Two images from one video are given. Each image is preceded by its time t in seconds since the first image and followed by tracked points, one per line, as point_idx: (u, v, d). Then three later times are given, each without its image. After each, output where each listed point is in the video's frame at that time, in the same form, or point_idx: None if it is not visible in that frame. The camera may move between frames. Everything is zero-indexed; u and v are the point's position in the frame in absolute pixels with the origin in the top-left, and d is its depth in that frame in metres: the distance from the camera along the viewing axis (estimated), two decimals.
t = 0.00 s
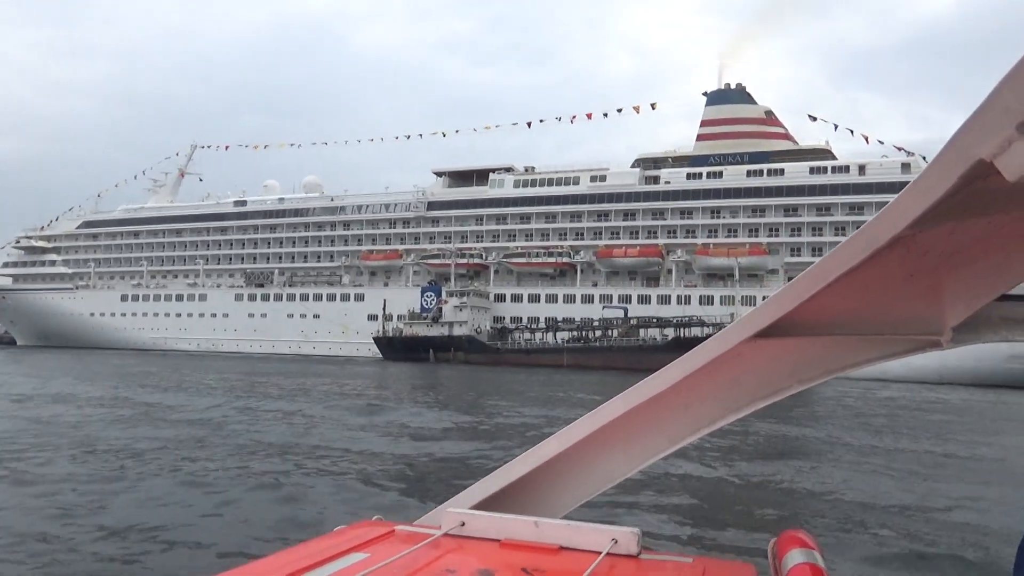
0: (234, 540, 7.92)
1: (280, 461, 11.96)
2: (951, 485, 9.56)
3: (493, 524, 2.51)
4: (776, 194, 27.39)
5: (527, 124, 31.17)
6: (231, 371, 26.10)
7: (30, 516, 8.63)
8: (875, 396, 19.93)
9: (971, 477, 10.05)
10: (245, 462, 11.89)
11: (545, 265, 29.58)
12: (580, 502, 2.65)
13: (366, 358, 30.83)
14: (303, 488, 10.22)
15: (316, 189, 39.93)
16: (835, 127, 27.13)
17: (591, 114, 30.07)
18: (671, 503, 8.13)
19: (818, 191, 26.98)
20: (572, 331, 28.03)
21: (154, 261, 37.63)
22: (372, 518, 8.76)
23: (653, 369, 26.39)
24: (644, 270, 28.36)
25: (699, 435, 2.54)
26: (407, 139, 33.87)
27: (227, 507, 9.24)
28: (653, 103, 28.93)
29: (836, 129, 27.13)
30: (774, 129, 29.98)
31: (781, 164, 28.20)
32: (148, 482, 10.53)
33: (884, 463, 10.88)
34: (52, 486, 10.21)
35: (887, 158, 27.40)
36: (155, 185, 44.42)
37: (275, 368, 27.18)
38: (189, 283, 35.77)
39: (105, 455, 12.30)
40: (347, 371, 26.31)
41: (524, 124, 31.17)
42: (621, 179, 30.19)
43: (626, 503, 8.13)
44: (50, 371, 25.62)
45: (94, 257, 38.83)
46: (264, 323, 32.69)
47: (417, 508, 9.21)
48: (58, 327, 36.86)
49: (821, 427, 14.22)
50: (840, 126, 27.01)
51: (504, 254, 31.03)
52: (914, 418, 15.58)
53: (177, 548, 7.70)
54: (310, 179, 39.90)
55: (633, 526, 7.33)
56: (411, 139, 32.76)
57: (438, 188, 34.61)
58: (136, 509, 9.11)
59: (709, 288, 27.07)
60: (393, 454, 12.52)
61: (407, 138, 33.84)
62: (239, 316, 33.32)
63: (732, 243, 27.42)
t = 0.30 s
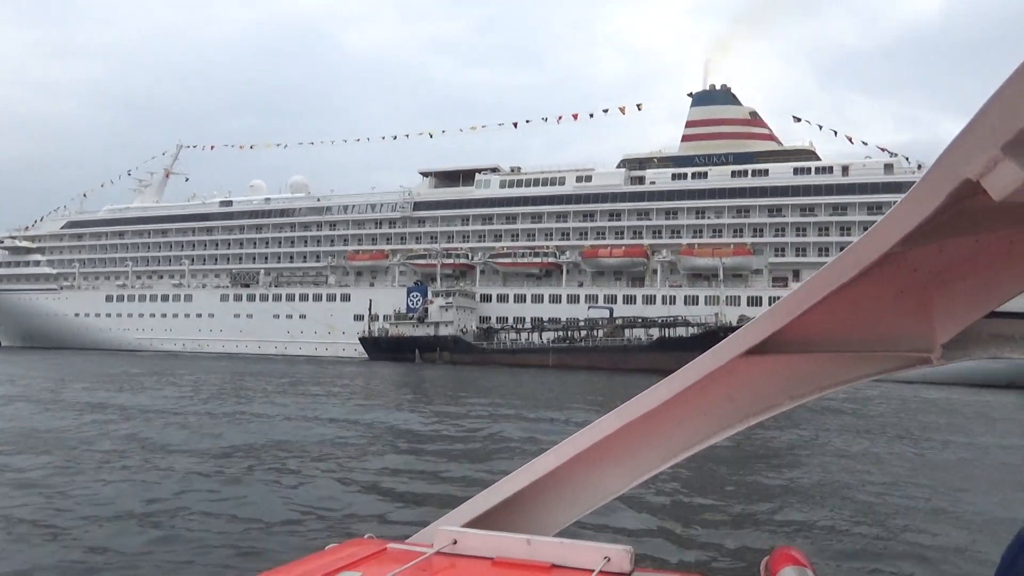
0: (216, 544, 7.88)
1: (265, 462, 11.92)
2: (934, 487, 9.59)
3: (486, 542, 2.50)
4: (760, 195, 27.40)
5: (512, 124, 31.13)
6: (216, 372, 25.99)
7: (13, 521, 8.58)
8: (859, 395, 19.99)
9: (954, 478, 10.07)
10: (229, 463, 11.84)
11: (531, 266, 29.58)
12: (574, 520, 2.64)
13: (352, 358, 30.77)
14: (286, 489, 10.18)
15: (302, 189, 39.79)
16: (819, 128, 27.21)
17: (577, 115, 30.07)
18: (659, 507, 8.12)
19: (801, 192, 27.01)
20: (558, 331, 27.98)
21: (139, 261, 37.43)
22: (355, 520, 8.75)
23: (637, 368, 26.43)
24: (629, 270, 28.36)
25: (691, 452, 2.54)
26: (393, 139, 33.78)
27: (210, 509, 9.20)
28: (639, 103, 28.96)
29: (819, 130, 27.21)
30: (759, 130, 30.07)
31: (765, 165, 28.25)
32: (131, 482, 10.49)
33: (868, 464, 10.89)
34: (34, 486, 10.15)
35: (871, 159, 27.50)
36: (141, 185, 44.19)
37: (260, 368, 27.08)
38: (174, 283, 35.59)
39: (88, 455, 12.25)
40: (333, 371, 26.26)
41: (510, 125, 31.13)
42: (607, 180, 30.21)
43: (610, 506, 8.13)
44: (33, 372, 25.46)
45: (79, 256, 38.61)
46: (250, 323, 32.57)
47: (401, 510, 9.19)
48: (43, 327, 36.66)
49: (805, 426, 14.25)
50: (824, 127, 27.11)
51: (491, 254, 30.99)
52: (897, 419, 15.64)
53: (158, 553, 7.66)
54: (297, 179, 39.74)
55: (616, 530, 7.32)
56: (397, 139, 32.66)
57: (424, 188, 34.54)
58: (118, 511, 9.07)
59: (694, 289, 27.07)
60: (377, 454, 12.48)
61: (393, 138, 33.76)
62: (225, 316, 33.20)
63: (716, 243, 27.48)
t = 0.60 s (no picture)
0: (202, 548, 7.82)
1: (253, 463, 11.86)
2: (920, 494, 9.59)
3: (480, 559, 2.49)
4: (748, 196, 27.40)
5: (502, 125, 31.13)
6: (203, 372, 25.89)
7: None
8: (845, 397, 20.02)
9: (939, 484, 10.09)
10: (217, 464, 11.78)
11: (519, 266, 29.65)
12: (569, 535, 2.64)
13: (340, 359, 30.70)
14: (273, 491, 10.12)
15: (292, 190, 39.69)
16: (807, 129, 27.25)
17: (566, 116, 30.04)
18: (645, 523, 8.10)
19: (789, 193, 26.96)
20: (546, 333, 27.98)
21: (127, 262, 37.27)
22: (342, 523, 8.70)
23: (624, 369, 26.21)
24: (617, 271, 28.39)
25: (685, 467, 2.54)
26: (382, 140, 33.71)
27: (197, 511, 9.13)
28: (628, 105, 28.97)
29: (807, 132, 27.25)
30: (747, 131, 30.15)
31: (753, 167, 28.28)
32: (117, 484, 10.41)
33: (855, 471, 10.90)
34: (20, 488, 10.07)
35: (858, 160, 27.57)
36: (130, 185, 44.00)
37: (248, 370, 26.99)
38: (162, 284, 35.46)
39: (74, 457, 12.18)
40: (321, 372, 26.19)
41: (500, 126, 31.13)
42: (596, 181, 30.26)
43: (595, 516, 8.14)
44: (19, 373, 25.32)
45: (67, 257, 38.46)
46: (238, 324, 32.48)
47: (388, 512, 9.14)
48: (30, 328, 36.49)
49: (792, 429, 14.27)
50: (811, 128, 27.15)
51: (479, 255, 30.96)
52: (884, 422, 15.69)
53: (144, 556, 7.59)
54: (286, 179, 39.61)
55: (605, 547, 7.28)
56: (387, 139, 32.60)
57: (414, 189, 34.50)
58: (103, 514, 9.03)
59: (682, 290, 27.06)
60: (365, 456, 12.43)
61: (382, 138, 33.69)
62: (214, 317, 33.08)
63: (704, 244, 27.57)
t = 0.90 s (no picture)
0: (180, 553, 7.71)
1: (236, 466, 11.77)
2: (902, 502, 9.56)
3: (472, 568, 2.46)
4: (734, 199, 27.42)
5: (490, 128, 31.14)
6: (188, 374, 25.74)
7: None
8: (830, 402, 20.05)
9: (922, 491, 10.06)
10: (199, 467, 11.68)
11: (506, 268, 29.52)
12: (562, 545, 2.63)
13: (326, 361, 30.60)
14: (255, 495, 10.02)
15: (279, 191, 39.51)
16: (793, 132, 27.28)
17: (554, 119, 30.01)
18: (628, 532, 8.04)
19: (775, 196, 26.96)
20: (533, 335, 27.98)
21: (113, 262, 37.06)
22: (323, 527, 8.61)
23: (611, 371, 26.11)
24: (604, 273, 28.38)
25: (679, 477, 2.54)
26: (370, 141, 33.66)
27: (181, 514, 9.06)
28: (616, 108, 29.01)
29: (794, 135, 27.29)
30: (734, 134, 30.24)
31: (739, 169, 28.28)
32: (97, 486, 10.31)
33: (838, 478, 10.87)
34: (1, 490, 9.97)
35: (843, 164, 27.63)
36: (116, 185, 43.76)
37: (233, 371, 26.86)
38: (148, 285, 35.27)
39: (55, 458, 12.07)
40: (307, 374, 26.08)
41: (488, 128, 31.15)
42: (583, 183, 30.38)
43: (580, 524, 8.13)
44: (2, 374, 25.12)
45: (53, 257, 38.27)
46: (225, 325, 32.36)
47: (369, 516, 9.06)
48: (14, 329, 36.23)
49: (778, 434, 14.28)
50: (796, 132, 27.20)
51: (466, 257, 30.90)
52: (869, 427, 15.72)
53: (120, 560, 7.49)
54: (274, 180, 39.45)
55: (591, 555, 7.27)
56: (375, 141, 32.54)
57: (401, 190, 34.45)
58: (85, 515, 8.94)
59: (668, 292, 27.03)
60: (347, 459, 12.34)
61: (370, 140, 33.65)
62: (200, 318, 32.93)
63: (690, 247, 27.64)
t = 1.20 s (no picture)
0: (155, 556, 7.66)
1: (217, 469, 11.71)
2: (882, 506, 9.58)
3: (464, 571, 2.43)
4: (719, 203, 27.54)
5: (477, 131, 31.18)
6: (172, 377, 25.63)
7: None
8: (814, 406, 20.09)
9: (901, 496, 10.08)
10: (180, 470, 11.62)
11: (492, 271, 29.48)
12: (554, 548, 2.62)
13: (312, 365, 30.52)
14: (234, 498, 9.97)
15: (266, 195, 39.44)
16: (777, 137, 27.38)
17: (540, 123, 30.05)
18: (607, 535, 8.02)
19: (760, 201, 26.99)
20: (518, 338, 27.90)
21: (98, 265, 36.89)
22: (302, 530, 8.57)
23: (597, 374, 26.27)
24: (590, 277, 28.36)
25: (672, 479, 2.54)
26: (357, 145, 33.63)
27: (161, 518, 9.00)
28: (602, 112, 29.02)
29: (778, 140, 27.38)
30: (719, 139, 30.35)
31: (724, 174, 28.43)
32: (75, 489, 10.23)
33: (820, 482, 10.88)
34: None
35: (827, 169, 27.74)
36: (102, 188, 43.59)
37: (217, 374, 26.74)
38: (133, 288, 35.13)
39: (35, 462, 11.99)
40: (291, 378, 26.01)
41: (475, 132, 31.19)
42: (569, 188, 30.48)
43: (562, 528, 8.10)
44: None
45: (37, 259, 38.08)
46: (210, 329, 32.24)
47: (349, 519, 9.02)
48: None
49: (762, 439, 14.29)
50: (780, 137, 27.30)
51: (452, 261, 30.86)
52: (852, 431, 15.75)
53: (95, 563, 7.43)
54: (260, 184, 39.30)
55: (572, 559, 7.25)
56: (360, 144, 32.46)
57: (388, 194, 34.43)
58: (64, 519, 8.88)
59: (653, 296, 27.02)
60: (329, 463, 12.29)
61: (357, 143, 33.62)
62: (185, 321, 32.80)
63: (675, 251, 27.68)
